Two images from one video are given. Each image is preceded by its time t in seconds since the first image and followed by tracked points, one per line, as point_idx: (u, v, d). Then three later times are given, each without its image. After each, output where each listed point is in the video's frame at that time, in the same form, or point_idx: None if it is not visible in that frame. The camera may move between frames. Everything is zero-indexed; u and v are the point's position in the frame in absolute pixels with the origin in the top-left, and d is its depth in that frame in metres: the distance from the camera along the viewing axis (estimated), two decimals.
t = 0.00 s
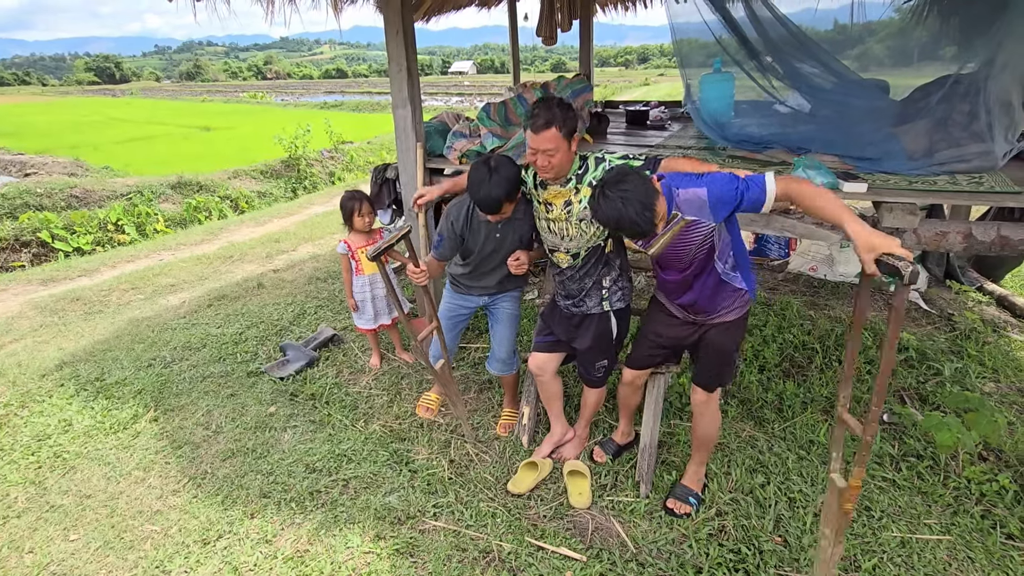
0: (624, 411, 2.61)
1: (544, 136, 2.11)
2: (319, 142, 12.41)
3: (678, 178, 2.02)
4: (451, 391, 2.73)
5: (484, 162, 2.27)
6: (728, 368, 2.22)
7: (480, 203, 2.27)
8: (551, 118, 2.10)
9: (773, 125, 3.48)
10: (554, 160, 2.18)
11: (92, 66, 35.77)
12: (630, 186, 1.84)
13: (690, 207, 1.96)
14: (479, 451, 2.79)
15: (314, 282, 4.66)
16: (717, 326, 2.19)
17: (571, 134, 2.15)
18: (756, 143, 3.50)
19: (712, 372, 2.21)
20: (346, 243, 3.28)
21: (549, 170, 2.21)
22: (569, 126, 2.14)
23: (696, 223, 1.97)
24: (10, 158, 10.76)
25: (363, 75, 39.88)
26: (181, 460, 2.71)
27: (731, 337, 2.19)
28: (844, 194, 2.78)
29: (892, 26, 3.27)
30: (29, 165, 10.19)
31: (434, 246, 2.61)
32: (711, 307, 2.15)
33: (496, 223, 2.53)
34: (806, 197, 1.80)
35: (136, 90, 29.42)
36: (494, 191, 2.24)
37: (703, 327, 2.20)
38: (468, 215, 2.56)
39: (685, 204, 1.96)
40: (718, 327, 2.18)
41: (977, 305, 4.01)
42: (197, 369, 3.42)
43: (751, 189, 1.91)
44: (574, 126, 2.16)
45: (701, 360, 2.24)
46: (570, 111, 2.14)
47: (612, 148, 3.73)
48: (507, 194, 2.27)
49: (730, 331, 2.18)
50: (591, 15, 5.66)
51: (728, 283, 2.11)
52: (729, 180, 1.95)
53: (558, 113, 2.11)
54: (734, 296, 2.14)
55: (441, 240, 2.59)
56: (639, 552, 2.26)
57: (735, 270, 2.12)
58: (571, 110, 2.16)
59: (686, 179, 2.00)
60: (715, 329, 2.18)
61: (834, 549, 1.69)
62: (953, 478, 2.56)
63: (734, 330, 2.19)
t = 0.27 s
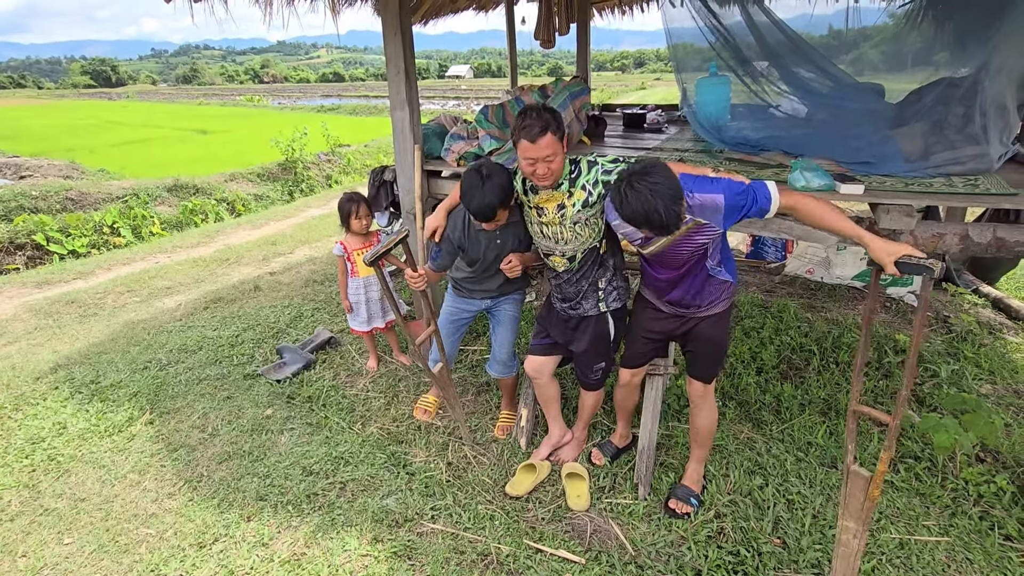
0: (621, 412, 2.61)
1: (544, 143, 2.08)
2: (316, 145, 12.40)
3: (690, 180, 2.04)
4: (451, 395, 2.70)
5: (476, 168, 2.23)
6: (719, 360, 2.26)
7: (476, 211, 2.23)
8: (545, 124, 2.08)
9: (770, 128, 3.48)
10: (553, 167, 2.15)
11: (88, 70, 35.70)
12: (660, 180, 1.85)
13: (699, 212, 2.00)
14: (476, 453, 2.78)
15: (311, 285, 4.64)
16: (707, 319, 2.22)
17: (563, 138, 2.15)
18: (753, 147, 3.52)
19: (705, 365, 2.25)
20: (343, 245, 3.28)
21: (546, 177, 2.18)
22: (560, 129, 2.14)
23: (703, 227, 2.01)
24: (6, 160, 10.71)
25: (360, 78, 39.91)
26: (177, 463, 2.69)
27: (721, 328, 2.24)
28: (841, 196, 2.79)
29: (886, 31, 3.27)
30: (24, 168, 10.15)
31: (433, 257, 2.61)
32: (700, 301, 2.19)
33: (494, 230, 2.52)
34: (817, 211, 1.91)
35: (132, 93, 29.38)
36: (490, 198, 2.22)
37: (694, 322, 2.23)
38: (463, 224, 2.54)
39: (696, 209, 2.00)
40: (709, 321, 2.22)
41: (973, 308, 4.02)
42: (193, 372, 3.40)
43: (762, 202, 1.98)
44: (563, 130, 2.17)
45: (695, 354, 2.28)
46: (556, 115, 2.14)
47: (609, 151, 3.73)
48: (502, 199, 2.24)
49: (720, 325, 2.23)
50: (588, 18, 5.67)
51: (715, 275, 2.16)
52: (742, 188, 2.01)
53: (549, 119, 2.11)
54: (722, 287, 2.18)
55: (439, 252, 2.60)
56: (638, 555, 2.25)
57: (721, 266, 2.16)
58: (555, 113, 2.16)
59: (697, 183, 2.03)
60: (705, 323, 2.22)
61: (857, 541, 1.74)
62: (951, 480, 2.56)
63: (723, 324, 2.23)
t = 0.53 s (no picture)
0: (620, 415, 2.61)
1: (546, 153, 2.03)
2: (314, 148, 12.40)
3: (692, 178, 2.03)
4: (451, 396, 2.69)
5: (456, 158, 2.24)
6: (719, 363, 2.27)
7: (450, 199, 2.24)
8: (548, 133, 2.03)
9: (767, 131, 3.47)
10: (555, 176, 2.10)
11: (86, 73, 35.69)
12: (654, 161, 1.84)
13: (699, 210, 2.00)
14: (475, 456, 2.77)
15: (309, 287, 4.63)
16: (708, 322, 2.22)
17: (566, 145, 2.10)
18: (749, 151, 3.51)
19: (704, 367, 2.26)
20: (340, 247, 3.27)
21: (551, 187, 2.14)
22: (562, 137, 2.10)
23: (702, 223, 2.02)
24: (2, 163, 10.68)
25: (358, 83, 39.97)
26: (173, 466, 2.68)
27: (721, 331, 2.24)
28: (839, 198, 2.79)
29: (881, 36, 3.23)
30: (21, 171, 10.13)
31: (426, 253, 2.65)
32: (699, 302, 2.19)
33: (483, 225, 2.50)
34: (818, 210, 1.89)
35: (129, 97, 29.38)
36: (465, 186, 2.21)
37: (694, 324, 2.24)
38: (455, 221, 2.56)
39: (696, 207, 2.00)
40: (710, 323, 2.22)
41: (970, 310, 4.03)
42: (190, 374, 3.38)
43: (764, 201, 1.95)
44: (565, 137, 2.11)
45: (695, 357, 2.28)
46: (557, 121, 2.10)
47: (607, 154, 3.73)
48: (478, 187, 2.23)
49: (720, 327, 2.23)
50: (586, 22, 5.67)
51: (714, 277, 2.16)
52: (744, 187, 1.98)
53: (552, 128, 2.05)
54: (720, 289, 2.18)
55: (431, 248, 2.62)
56: (637, 557, 2.24)
57: (721, 268, 2.16)
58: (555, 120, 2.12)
59: (698, 181, 2.02)
60: (706, 325, 2.22)
61: (852, 542, 1.76)
62: (950, 482, 2.55)
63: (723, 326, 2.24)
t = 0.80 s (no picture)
0: (618, 421, 2.60)
1: (549, 168, 2.03)
2: (313, 153, 12.42)
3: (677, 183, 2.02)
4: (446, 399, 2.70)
5: (453, 144, 2.21)
6: (713, 368, 2.27)
7: (444, 183, 2.19)
8: (550, 146, 2.02)
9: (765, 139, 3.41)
10: (555, 185, 2.11)
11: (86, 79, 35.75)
12: (662, 188, 1.85)
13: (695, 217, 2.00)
14: (474, 462, 2.75)
15: (308, 292, 4.62)
16: (702, 327, 2.22)
17: (568, 156, 2.08)
18: (746, 158, 3.48)
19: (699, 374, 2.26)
20: (339, 252, 3.26)
21: (550, 195, 2.16)
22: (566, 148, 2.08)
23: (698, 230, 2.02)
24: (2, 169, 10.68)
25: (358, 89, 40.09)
26: (171, 472, 2.66)
27: (714, 336, 2.24)
28: (838, 204, 2.79)
29: (877, 44, 3.12)
30: (20, 176, 10.12)
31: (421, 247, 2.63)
32: (693, 308, 2.19)
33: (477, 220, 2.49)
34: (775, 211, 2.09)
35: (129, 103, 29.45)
36: (460, 171, 2.17)
37: (687, 329, 2.23)
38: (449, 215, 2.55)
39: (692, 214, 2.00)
40: (704, 329, 2.22)
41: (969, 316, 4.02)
42: (188, 380, 3.37)
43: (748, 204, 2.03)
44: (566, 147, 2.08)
45: (689, 364, 2.28)
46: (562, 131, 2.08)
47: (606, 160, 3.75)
48: (473, 175, 2.19)
49: (713, 332, 2.24)
50: (585, 29, 5.68)
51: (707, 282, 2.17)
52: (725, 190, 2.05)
53: (554, 140, 2.03)
54: (712, 295, 2.19)
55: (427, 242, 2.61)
56: (637, 565, 2.23)
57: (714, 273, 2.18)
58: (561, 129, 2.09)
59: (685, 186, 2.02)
60: (699, 330, 2.23)
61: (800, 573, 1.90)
62: (951, 488, 2.54)
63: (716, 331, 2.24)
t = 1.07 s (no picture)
0: (620, 430, 2.58)
1: (535, 185, 2.02)
2: (315, 160, 12.45)
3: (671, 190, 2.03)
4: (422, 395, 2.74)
5: (451, 136, 2.22)
6: (701, 374, 2.26)
7: (442, 174, 2.17)
8: (537, 166, 2.00)
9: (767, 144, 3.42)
10: (543, 200, 2.10)
11: (89, 87, 35.91)
12: (708, 217, 1.74)
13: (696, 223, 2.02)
14: (475, 469, 2.74)
15: (309, 298, 4.62)
16: (689, 334, 2.22)
17: (557, 174, 2.07)
18: (746, 164, 3.48)
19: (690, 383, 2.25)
20: (339, 259, 3.27)
21: (542, 209, 2.16)
22: (555, 166, 2.05)
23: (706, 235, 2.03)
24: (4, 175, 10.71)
25: (359, 97, 40.25)
26: (171, 478, 2.65)
27: (701, 342, 2.24)
28: (840, 210, 2.79)
29: (877, 52, 3.14)
30: (22, 182, 10.14)
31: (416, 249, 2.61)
32: (679, 316, 2.19)
33: (474, 221, 2.48)
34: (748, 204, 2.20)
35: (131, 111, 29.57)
36: (459, 161, 2.16)
37: (677, 335, 2.23)
38: (445, 216, 2.55)
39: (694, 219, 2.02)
40: (690, 335, 2.22)
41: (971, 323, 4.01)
42: (188, 386, 3.36)
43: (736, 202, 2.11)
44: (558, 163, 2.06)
45: (678, 372, 2.27)
46: (552, 150, 2.04)
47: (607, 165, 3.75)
48: (472, 165, 2.18)
49: (700, 338, 2.24)
50: (586, 36, 5.71)
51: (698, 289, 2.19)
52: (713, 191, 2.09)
53: (543, 159, 2.02)
54: (700, 302, 2.21)
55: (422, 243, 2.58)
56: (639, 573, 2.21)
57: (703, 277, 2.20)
58: (551, 147, 2.06)
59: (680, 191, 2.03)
60: (688, 337, 2.23)
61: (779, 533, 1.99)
62: (956, 496, 2.52)
63: (703, 337, 2.24)
